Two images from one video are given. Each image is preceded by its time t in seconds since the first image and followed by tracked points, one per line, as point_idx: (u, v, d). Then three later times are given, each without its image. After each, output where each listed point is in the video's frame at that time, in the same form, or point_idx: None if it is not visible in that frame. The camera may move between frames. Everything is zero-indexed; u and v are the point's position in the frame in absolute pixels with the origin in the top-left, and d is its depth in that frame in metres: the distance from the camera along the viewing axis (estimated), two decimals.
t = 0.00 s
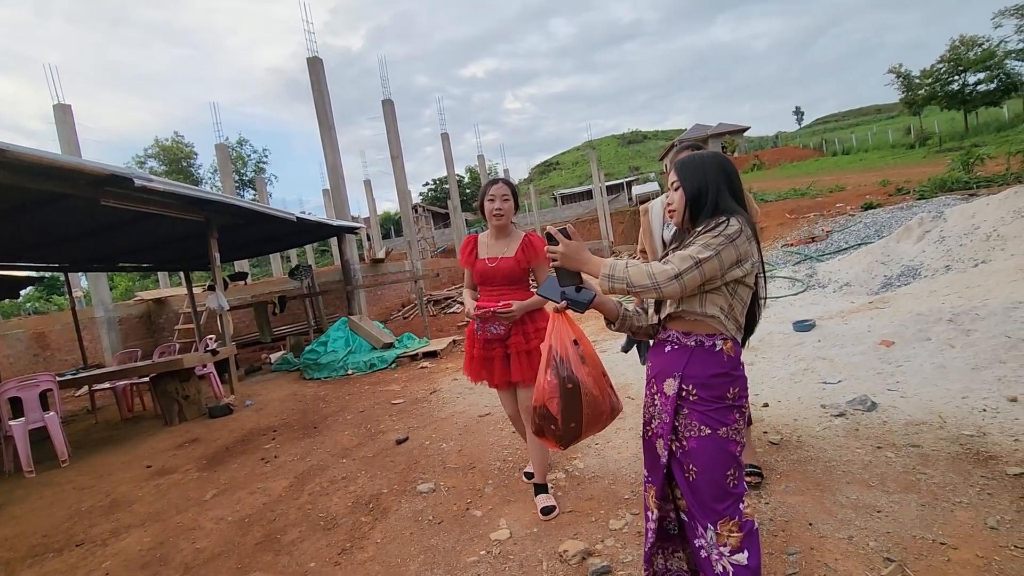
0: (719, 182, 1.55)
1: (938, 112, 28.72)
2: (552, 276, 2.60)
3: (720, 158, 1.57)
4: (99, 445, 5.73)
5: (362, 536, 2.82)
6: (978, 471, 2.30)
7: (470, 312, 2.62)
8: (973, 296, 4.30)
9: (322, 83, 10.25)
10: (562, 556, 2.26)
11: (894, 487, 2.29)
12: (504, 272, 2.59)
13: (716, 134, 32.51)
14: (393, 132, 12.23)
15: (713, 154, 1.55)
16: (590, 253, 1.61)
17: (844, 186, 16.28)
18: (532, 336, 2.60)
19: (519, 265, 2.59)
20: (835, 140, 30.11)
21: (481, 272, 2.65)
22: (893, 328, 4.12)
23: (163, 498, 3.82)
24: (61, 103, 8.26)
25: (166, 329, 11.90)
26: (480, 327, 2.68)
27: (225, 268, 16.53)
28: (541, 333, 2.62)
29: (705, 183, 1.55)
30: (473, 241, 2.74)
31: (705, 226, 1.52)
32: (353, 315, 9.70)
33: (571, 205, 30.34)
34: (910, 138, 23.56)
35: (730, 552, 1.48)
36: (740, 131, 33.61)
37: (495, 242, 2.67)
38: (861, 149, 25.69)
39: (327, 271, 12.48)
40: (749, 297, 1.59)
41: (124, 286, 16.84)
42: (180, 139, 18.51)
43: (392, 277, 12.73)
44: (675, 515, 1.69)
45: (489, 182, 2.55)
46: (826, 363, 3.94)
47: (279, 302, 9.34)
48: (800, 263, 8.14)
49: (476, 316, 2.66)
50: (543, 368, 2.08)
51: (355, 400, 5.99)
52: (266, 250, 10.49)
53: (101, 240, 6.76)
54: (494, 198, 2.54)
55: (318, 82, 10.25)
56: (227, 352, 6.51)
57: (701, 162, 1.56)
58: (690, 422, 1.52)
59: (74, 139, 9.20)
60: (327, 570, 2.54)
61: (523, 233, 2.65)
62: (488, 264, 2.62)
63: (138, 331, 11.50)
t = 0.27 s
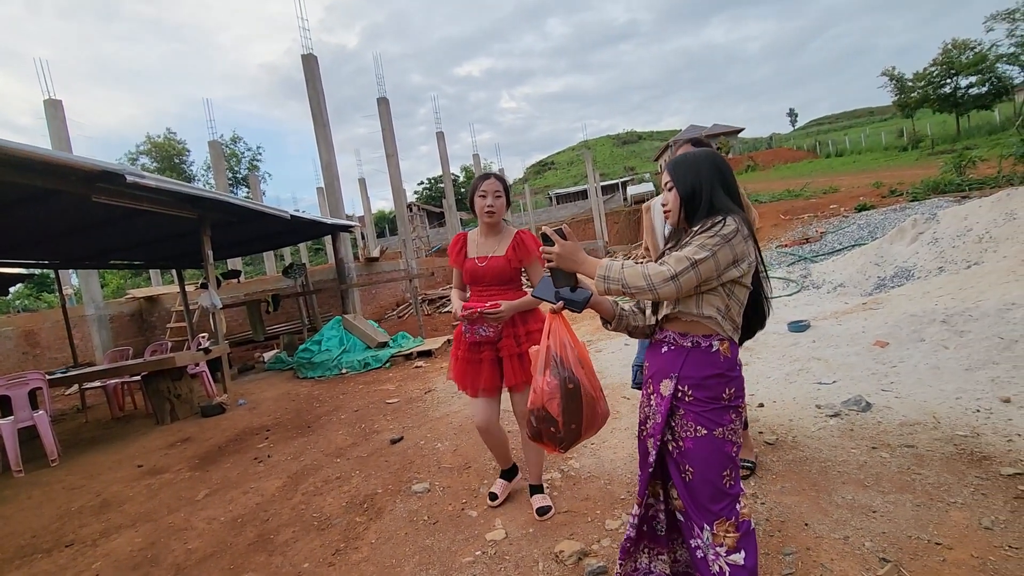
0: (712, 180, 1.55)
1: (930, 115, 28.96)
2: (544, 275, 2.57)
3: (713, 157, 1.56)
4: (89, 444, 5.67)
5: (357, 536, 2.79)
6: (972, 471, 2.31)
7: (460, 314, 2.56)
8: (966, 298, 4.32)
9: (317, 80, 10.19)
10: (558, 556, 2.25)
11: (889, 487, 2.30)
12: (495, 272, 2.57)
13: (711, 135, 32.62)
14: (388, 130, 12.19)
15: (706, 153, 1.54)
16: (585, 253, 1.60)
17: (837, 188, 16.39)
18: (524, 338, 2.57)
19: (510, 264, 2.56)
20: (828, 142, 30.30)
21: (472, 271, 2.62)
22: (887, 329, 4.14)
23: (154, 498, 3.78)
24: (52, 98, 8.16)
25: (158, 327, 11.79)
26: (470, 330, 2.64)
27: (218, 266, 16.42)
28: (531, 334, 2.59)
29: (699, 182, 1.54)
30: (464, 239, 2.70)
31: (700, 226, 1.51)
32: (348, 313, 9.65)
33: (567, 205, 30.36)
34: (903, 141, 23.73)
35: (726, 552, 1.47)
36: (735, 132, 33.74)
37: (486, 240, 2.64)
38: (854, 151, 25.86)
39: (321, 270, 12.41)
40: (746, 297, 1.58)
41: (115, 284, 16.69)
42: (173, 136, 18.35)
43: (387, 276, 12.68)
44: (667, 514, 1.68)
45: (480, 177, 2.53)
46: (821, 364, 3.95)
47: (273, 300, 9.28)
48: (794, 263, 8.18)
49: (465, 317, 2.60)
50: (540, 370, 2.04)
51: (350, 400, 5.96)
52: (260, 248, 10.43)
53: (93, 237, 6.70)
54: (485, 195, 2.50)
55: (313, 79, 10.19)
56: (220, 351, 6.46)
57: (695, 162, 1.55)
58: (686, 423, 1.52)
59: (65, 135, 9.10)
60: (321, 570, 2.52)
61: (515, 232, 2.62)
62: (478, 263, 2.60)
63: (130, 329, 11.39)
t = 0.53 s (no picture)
0: (711, 178, 1.54)
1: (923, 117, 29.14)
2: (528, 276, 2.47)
3: (712, 154, 1.55)
4: (81, 442, 5.62)
5: (352, 535, 2.78)
6: (968, 470, 2.32)
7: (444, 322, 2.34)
8: (960, 298, 4.35)
9: (313, 77, 10.13)
10: (554, 555, 2.25)
11: (885, 486, 2.30)
12: (478, 274, 2.39)
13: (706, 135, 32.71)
14: (384, 128, 12.14)
15: (705, 150, 1.54)
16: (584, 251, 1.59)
17: (831, 188, 16.47)
18: (513, 341, 2.44)
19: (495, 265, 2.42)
20: (823, 143, 30.43)
21: (452, 275, 2.43)
22: (882, 328, 4.15)
23: (147, 496, 3.75)
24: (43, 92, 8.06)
25: (151, 325, 11.71)
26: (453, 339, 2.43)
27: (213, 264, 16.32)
28: (520, 337, 2.45)
29: (697, 179, 1.53)
30: (439, 243, 2.50)
31: (700, 223, 1.50)
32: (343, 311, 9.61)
33: (562, 204, 30.36)
34: (896, 142, 23.86)
35: (724, 551, 1.47)
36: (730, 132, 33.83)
37: (465, 242, 2.46)
38: (848, 152, 26.00)
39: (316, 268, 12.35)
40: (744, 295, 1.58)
41: (107, 281, 16.55)
42: (166, 132, 18.21)
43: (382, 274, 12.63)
44: (666, 513, 1.68)
45: (458, 174, 2.37)
46: (817, 363, 3.96)
47: (268, 298, 9.22)
48: (789, 263, 8.20)
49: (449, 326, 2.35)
50: (532, 366, 2.03)
51: (345, 398, 5.93)
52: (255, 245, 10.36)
53: (85, 233, 6.63)
54: (465, 193, 2.34)
55: (308, 76, 10.14)
56: (213, 348, 6.41)
57: (694, 159, 1.54)
58: (684, 421, 1.51)
59: (57, 130, 9.00)
60: (316, 569, 2.50)
61: (495, 232, 2.48)
62: (461, 267, 2.41)
63: (122, 327, 11.30)
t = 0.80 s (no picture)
0: (710, 176, 1.54)
1: (918, 117, 29.27)
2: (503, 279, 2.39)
3: (711, 154, 1.54)
4: (76, 440, 5.59)
5: (349, 533, 2.77)
6: (964, 469, 2.33)
7: (429, 326, 2.10)
8: (956, 297, 4.37)
9: (310, 74, 10.09)
10: (553, 553, 2.25)
11: (882, 485, 2.31)
12: (459, 275, 2.24)
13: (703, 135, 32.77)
14: (381, 125, 12.11)
15: (704, 149, 1.53)
16: (583, 248, 1.59)
17: (827, 188, 16.53)
18: (496, 343, 2.35)
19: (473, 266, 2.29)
20: (819, 142, 30.52)
21: (429, 276, 2.23)
22: (879, 328, 4.16)
23: (143, 494, 3.73)
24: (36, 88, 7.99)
25: (146, 322, 11.65)
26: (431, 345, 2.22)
27: (209, 261, 16.25)
28: (501, 340, 2.37)
29: (697, 178, 1.53)
30: (408, 242, 2.27)
31: (699, 221, 1.50)
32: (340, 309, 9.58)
33: (559, 202, 30.37)
34: (891, 142, 23.96)
35: (724, 549, 1.47)
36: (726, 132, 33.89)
37: (438, 241, 2.28)
38: (844, 152, 26.09)
39: (312, 265, 12.31)
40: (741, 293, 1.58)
41: (102, 278, 16.47)
42: (161, 129, 18.11)
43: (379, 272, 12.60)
44: (665, 512, 1.68)
45: (435, 170, 2.20)
46: (813, 362, 3.97)
47: (264, 295, 9.19)
48: (785, 262, 8.23)
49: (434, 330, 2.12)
50: (529, 363, 2.03)
51: (342, 396, 5.92)
52: (251, 243, 10.33)
53: (80, 230, 6.58)
54: (443, 190, 2.18)
55: (305, 73, 10.09)
56: (209, 346, 6.39)
57: (694, 158, 1.54)
58: (683, 420, 1.51)
59: (51, 126, 8.94)
60: (313, 568, 2.50)
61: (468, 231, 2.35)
62: (439, 267, 2.22)
63: (117, 324, 11.25)
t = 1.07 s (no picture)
0: (711, 174, 1.54)
1: (916, 116, 29.30)
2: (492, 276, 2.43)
3: (712, 151, 1.55)
4: (73, 437, 5.57)
5: (349, 530, 2.77)
6: (961, 465, 2.34)
7: (441, 327, 2.06)
8: (953, 295, 4.38)
9: (308, 71, 10.05)
10: (552, 549, 2.26)
11: (880, 482, 2.32)
12: (457, 273, 2.23)
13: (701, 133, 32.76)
14: (379, 123, 12.08)
15: (704, 147, 1.53)
16: (583, 245, 1.59)
17: (825, 186, 16.55)
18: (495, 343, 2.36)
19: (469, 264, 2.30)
20: (817, 141, 30.54)
21: (428, 275, 2.19)
22: (877, 325, 4.17)
23: (142, 492, 3.73)
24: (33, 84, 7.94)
25: (144, 320, 11.62)
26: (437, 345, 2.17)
27: (206, 259, 16.21)
28: (498, 336, 2.39)
29: (697, 175, 1.53)
30: (400, 240, 2.20)
31: (699, 219, 1.50)
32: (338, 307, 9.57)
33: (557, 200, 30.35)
34: (889, 141, 23.98)
35: (722, 545, 1.47)
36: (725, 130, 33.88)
37: (432, 238, 2.25)
38: (842, 150, 26.10)
39: (310, 263, 12.29)
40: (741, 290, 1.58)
41: (99, 275, 16.41)
42: (158, 126, 18.03)
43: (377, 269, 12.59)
44: (662, 508, 1.68)
45: (430, 166, 2.16)
46: (811, 360, 3.98)
47: (262, 293, 9.18)
48: (783, 261, 8.24)
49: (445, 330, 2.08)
50: (528, 359, 2.03)
51: (340, 393, 5.92)
52: (249, 240, 10.30)
53: (77, 227, 6.56)
54: (440, 186, 2.15)
55: (304, 70, 10.06)
56: (208, 343, 6.38)
57: (693, 155, 1.54)
58: (682, 416, 1.51)
59: (48, 123, 8.90)
60: (313, 564, 2.50)
61: (460, 228, 2.35)
62: (438, 266, 2.19)
63: (114, 321, 11.21)
